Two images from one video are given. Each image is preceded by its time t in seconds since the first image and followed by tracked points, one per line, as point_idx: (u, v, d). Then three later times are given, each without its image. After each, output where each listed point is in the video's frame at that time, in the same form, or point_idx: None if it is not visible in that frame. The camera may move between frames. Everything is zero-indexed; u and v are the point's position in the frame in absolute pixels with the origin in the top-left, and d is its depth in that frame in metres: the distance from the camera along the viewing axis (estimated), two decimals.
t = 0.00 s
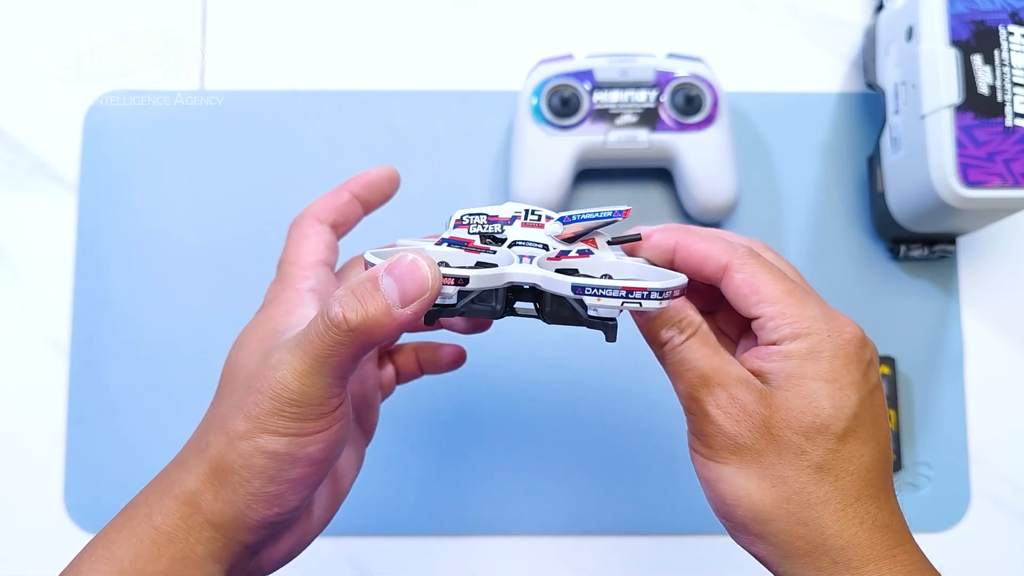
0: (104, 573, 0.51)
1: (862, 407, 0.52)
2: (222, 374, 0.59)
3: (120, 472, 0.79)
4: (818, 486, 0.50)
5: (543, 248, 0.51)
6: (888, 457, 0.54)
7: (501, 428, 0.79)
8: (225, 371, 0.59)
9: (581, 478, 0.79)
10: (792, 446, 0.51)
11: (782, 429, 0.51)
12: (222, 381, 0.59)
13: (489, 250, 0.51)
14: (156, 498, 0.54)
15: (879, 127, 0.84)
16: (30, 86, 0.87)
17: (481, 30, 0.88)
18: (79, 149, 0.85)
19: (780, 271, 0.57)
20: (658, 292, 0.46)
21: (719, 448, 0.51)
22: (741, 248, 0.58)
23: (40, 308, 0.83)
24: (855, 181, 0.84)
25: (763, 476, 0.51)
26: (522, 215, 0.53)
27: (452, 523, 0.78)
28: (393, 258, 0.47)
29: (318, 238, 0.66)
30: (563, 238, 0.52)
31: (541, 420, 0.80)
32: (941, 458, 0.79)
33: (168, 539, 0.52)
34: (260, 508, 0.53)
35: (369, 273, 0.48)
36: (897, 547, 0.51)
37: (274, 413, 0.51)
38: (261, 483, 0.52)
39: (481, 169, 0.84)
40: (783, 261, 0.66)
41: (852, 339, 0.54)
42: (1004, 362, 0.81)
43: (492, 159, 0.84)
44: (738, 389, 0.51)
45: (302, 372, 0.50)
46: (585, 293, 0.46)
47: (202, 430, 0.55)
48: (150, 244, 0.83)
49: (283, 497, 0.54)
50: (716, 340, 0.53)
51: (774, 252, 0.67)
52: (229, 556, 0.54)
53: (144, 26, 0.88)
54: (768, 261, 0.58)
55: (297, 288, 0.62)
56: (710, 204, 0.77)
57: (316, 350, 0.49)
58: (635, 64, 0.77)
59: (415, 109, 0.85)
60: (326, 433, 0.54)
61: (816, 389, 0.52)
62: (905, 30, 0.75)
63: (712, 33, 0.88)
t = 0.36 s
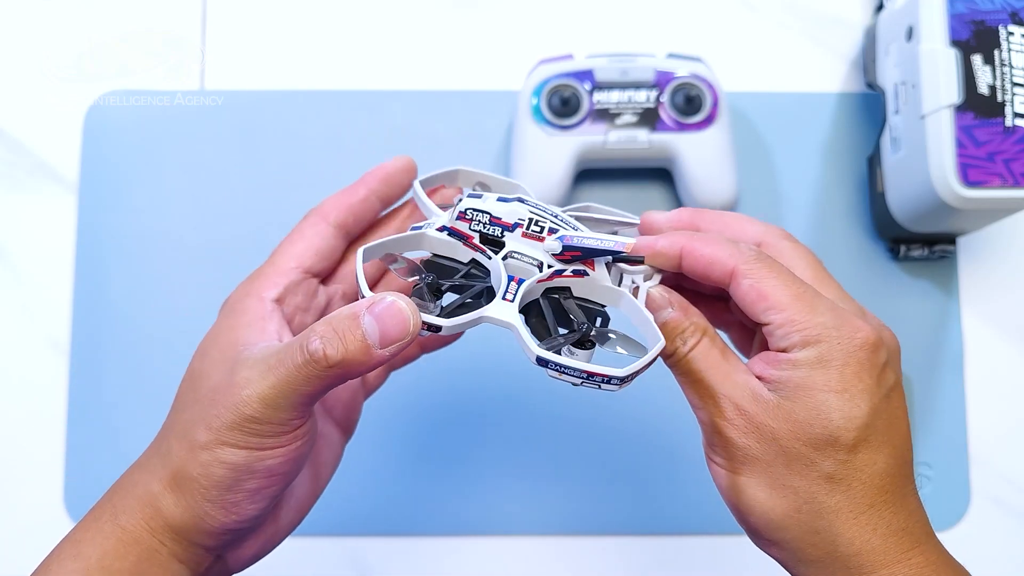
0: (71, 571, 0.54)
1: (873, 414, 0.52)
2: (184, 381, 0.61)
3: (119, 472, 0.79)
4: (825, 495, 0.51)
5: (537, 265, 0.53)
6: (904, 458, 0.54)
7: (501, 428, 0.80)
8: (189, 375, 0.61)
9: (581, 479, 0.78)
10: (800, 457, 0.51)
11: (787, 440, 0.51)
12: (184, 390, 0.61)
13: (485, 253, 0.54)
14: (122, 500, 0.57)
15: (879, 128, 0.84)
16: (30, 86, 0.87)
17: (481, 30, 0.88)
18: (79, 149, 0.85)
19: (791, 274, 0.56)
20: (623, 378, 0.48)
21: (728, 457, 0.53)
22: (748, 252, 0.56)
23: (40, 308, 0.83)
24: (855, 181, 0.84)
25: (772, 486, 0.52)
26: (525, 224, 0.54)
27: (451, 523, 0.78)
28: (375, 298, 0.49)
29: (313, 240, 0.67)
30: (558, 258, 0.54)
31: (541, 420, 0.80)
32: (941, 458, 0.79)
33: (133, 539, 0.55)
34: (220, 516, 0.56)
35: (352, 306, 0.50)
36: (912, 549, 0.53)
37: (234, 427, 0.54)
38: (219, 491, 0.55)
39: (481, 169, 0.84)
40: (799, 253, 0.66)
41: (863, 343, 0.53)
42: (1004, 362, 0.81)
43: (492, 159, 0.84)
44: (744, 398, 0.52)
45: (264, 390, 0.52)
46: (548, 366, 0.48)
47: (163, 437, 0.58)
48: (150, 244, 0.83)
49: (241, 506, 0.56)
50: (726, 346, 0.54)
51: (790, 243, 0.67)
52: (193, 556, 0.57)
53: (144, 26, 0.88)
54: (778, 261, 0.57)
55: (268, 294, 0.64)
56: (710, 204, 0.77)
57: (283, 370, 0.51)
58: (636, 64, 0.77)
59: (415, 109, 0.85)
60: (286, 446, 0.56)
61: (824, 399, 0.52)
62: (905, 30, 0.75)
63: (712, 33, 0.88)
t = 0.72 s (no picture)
0: None
1: (847, 441, 0.49)
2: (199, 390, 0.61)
3: (120, 472, 0.79)
4: (800, 518, 0.49)
5: (483, 262, 0.53)
6: (888, 483, 0.51)
7: (502, 428, 0.80)
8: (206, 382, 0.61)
9: (581, 479, 0.78)
10: (768, 483, 0.49)
11: (756, 464, 0.49)
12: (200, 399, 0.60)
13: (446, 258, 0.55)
14: (156, 514, 0.57)
15: (879, 128, 0.84)
16: (30, 86, 0.87)
17: (481, 30, 0.88)
18: (79, 149, 0.85)
19: (766, 285, 0.50)
20: (501, 343, 0.45)
21: (700, 474, 0.52)
22: (718, 260, 0.52)
23: (40, 308, 0.83)
24: (855, 181, 0.84)
25: (743, 506, 0.50)
26: (480, 225, 0.55)
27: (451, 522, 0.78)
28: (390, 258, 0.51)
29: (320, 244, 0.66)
30: (505, 254, 0.53)
31: (541, 420, 0.80)
32: (941, 458, 0.79)
33: (170, 553, 0.55)
34: (265, 517, 0.56)
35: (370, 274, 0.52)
36: None
37: (278, 425, 0.54)
38: (264, 494, 0.56)
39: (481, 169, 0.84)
40: (793, 250, 0.60)
41: (838, 366, 0.49)
42: (1004, 362, 0.81)
43: (492, 159, 0.84)
44: (715, 417, 0.50)
45: (312, 381, 0.53)
46: (433, 328, 0.47)
47: (192, 444, 0.58)
48: (150, 244, 0.83)
49: (285, 507, 0.57)
50: (703, 360, 0.51)
51: (783, 239, 0.61)
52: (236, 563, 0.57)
53: (145, 26, 0.88)
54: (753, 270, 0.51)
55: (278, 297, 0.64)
56: (710, 204, 0.77)
57: (324, 356, 0.52)
58: (636, 64, 0.77)
59: (415, 109, 0.85)
60: (329, 439, 0.57)
61: (792, 426, 0.48)
62: (905, 30, 0.75)
63: (712, 33, 0.88)
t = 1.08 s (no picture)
0: None
1: (833, 471, 0.46)
2: (223, 381, 0.61)
3: (120, 472, 0.79)
4: (781, 545, 0.48)
5: (487, 240, 0.54)
6: (878, 517, 0.48)
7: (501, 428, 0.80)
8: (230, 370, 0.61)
9: (580, 479, 0.78)
10: (750, 507, 0.47)
11: (739, 487, 0.47)
12: (224, 388, 0.61)
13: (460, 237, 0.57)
14: (206, 501, 0.55)
15: (879, 128, 0.84)
16: (30, 86, 0.87)
17: (481, 30, 0.88)
18: (79, 149, 0.85)
19: (758, 305, 0.47)
20: (462, 291, 0.46)
21: (685, 491, 0.50)
22: (710, 277, 0.48)
23: (40, 308, 0.83)
24: (855, 181, 0.84)
25: (725, 526, 0.49)
26: (496, 209, 0.56)
27: (450, 523, 0.78)
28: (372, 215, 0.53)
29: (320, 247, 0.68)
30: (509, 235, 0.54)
31: (541, 420, 0.80)
32: (941, 458, 0.79)
33: (224, 535, 0.54)
34: (314, 477, 0.56)
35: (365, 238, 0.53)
36: None
37: (312, 376, 0.55)
38: (312, 450, 0.55)
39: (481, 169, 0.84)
40: (795, 265, 0.57)
41: (826, 395, 0.46)
42: (1004, 362, 0.81)
43: (492, 159, 0.84)
44: (701, 436, 0.48)
45: (338, 335, 0.54)
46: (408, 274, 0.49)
47: (224, 428, 0.58)
48: (150, 244, 0.83)
49: (334, 463, 0.57)
50: (694, 375, 0.49)
51: (788, 254, 0.58)
52: (292, 535, 0.56)
53: (145, 26, 0.88)
54: (746, 289, 0.48)
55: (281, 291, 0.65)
56: (711, 204, 0.77)
57: (347, 311, 0.53)
58: (635, 64, 0.77)
59: (415, 108, 0.85)
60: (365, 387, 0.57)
61: (775, 454, 0.46)
62: (905, 30, 0.75)
63: (712, 34, 0.88)
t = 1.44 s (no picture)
0: None
1: (831, 497, 0.47)
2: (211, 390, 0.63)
3: (120, 472, 0.79)
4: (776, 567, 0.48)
5: (484, 247, 0.54)
6: (872, 539, 0.49)
7: (501, 426, 0.80)
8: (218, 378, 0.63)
9: (580, 479, 0.78)
10: (747, 531, 0.47)
11: (736, 511, 0.47)
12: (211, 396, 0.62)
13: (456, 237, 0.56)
14: (178, 506, 0.58)
15: (879, 128, 0.84)
16: (30, 86, 0.87)
17: (481, 30, 0.88)
18: (79, 149, 0.85)
19: (759, 327, 0.48)
20: (457, 318, 0.46)
21: (680, 512, 0.50)
22: (709, 297, 0.49)
23: (41, 308, 0.84)
24: (855, 181, 0.84)
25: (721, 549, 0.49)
26: (493, 211, 0.55)
27: (451, 523, 0.78)
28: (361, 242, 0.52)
29: (315, 257, 0.68)
30: (507, 243, 0.53)
31: (541, 420, 0.80)
32: (941, 458, 0.79)
33: (189, 540, 0.56)
34: (275, 492, 0.56)
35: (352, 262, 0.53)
36: None
37: (281, 392, 0.56)
38: (273, 465, 0.56)
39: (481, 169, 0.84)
40: (796, 283, 0.57)
41: (826, 421, 0.46)
42: (1004, 362, 0.81)
43: (492, 159, 0.84)
44: (698, 457, 0.48)
45: (311, 356, 0.54)
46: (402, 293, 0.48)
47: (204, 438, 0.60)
48: (150, 244, 0.83)
49: (297, 479, 0.57)
50: (692, 395, 0.49)
51: (788, 274, 0.58)
52: (257, 545, 0.57)
53: (145, 26, 0.88)
54: (745, 311, 0.48)
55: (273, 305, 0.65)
56: (711, 205, 0.77)
57: (325, 333, 0.53)
58: (635, 65, 0.77)
59: (415, 108, 0.85)
60: (335, 405, 0.57)
61: (774, 479, 0.46)
62: (905, 30, 0.75)
63: (712, 33, 0.88)
